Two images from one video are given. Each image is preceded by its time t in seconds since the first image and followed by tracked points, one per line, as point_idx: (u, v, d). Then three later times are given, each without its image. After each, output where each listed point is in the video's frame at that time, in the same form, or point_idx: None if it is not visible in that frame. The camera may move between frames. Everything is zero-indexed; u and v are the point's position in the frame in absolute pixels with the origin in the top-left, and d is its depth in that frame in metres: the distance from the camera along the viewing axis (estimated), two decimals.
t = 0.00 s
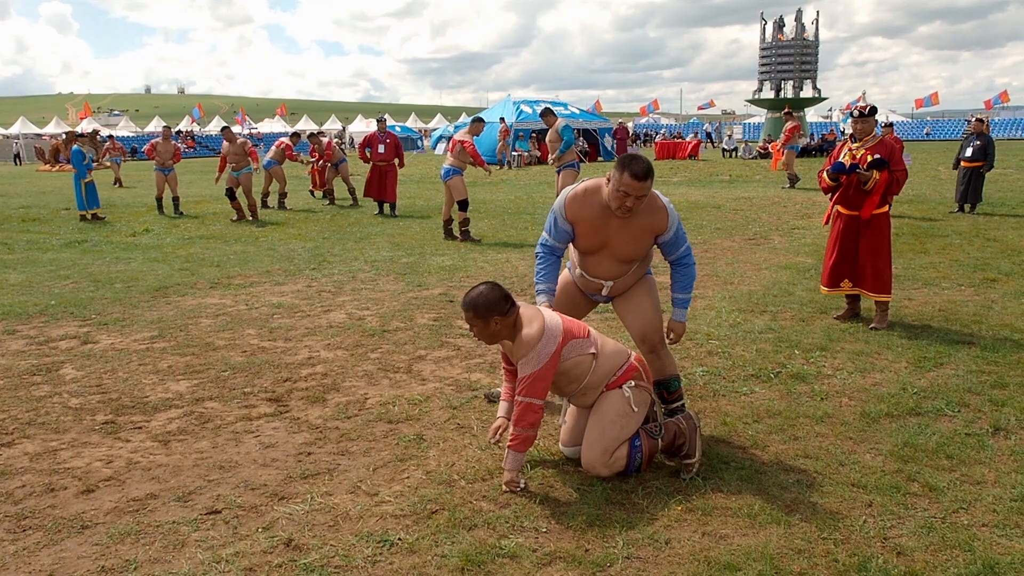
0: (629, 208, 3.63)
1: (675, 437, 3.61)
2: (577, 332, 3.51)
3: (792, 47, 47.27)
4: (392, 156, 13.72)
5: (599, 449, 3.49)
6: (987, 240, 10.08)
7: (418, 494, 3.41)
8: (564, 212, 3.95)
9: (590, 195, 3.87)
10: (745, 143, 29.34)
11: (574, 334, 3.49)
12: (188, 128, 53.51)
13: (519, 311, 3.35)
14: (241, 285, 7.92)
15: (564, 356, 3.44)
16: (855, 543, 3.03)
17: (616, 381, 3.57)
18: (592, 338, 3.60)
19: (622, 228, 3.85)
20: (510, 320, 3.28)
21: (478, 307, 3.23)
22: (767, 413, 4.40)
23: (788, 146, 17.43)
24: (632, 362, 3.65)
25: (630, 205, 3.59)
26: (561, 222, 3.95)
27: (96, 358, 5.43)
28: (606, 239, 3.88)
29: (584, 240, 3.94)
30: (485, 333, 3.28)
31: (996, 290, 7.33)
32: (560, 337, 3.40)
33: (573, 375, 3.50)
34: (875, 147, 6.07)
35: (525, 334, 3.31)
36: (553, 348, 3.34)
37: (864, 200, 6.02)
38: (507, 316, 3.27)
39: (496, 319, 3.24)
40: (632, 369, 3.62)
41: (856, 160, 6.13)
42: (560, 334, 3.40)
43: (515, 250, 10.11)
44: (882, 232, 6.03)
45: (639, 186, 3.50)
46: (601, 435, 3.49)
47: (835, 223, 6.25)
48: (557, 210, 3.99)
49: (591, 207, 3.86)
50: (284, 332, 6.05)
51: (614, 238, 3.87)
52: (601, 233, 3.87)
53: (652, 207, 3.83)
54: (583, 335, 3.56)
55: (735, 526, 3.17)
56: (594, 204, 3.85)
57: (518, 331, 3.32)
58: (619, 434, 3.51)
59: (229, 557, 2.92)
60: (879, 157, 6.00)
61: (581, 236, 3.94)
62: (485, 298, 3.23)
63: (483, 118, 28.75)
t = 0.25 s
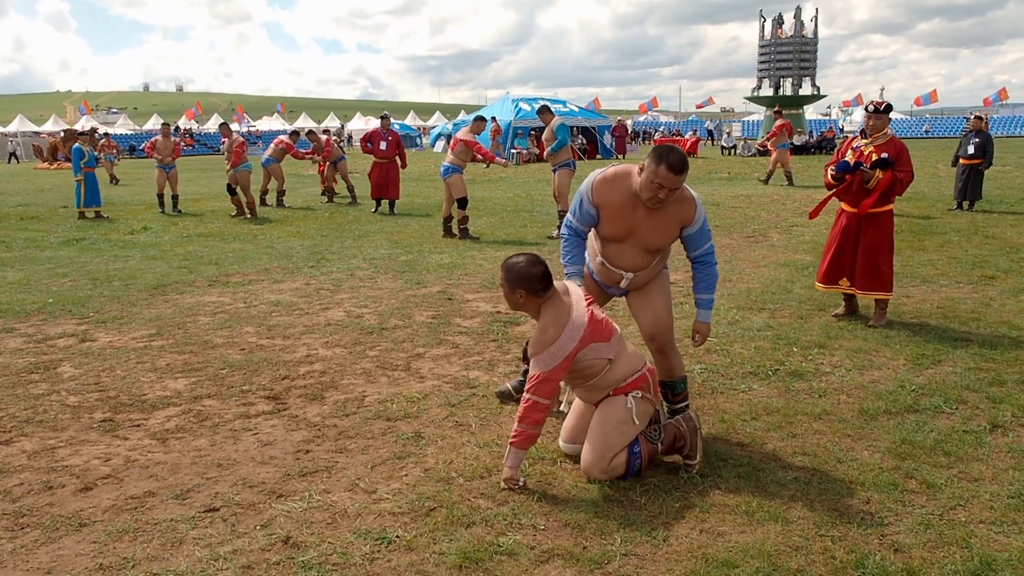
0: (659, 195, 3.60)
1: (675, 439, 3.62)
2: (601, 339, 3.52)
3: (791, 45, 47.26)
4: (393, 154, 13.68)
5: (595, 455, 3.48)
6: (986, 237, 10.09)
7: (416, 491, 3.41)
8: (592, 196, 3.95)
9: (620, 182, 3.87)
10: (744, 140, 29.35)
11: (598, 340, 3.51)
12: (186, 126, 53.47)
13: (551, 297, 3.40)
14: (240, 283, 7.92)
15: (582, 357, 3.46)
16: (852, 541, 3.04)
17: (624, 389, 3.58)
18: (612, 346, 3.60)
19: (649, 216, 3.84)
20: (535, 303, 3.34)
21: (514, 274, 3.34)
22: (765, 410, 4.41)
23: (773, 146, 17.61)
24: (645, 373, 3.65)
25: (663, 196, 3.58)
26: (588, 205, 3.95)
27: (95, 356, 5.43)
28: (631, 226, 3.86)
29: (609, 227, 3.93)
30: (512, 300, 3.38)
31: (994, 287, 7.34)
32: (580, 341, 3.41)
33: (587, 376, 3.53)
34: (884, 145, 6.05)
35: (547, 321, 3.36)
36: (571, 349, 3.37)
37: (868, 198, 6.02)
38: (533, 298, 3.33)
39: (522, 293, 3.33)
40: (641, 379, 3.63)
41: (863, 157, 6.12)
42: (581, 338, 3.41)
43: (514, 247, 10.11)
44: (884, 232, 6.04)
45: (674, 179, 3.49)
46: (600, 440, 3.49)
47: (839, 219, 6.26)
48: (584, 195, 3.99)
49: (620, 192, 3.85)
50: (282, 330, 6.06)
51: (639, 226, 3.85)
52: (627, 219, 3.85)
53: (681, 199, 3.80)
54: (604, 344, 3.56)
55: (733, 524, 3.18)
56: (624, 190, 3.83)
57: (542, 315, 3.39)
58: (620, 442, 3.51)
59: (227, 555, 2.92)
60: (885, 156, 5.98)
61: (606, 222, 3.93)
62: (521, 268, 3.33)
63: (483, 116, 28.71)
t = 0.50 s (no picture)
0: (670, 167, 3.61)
1: (675, 439, 3.61)
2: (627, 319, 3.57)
3: (789, 41, 47.24)
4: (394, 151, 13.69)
5: (594, 453, 3.48)
6: (984, 234, 10.11)
7: (414, 488, 3.42)
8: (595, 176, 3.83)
9: (623, 158, 3.80)
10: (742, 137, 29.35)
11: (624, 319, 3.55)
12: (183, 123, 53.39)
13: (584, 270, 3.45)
14: (237, 280, 7.92)
15: (608, 336, 3.49)
16: (849, 536, 3.05)
17: (627, 386, 3.57)
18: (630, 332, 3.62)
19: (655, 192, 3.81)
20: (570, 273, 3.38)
21: (548, 243, 3.39)
22: (762, 406, 4.42)
23: (757, 143, 17.78)
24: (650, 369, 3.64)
25: (670, 166, 3.60)
26: (592, 185, 3.83)
27: (92, 353, 5.43)
28: (640, 204, 3.79)
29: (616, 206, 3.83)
30: (544, 269, 3.41)
31: (992, 284, 7.36)
32: (613, 316, 3.45)
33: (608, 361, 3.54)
34: (891, 143, 6.03)
35: (580, 294, 3.39)
36: (606, 322, 3.41)
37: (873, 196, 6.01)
38: (570, 268, 3.37)
39: (556, 262, 3.37)
40: (643, 378, 3.60)
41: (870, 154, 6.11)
42: (613, 313, 3.45)
43: (512, 244, 10.11)
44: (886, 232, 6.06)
45: (679, 148, 3.51)
46: (600, 439, 3.49)
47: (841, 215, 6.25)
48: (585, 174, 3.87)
49: (626, 168, 3.78)
50: (280, 328, 6.05)
51: (647, 202, 3.80)
52: (636, 196, 3.79)
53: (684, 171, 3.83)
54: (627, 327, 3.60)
55: (730, 519, 3.19)
56: (627, 165, 3.78)
57: (574, 287, 3.42)
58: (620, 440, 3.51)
59: (225, 551, 2.92)
60: (891, 155, 5.98)
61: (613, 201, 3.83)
62: (558, 237, 3.38)
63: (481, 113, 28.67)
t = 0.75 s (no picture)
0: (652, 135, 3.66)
1: (672, 432, 3.60)
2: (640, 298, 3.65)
3: (786, 34, 47.18)
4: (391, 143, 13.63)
5: (595, 447, 3.50)
6: (978, 226, 10.13)
7: (409, 480, 3.42)
8: (581, 166, 3.81)
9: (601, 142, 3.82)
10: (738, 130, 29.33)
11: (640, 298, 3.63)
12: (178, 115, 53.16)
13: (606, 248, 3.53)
14: (232, 272, 7.90)
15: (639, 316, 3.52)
16: (843, 527, 3.06)
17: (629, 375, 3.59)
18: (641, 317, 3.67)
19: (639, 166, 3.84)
20: (600, 245, 3.43)
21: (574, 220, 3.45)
22: (757, 398, 4.43)
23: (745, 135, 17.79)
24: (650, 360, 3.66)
25: (653, 134, 3.68)
26: (581, 176, 3.80)
27: (86, 346, 5.41)
28: (629, 182, 3.80)
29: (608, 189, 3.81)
30: (571, 247, 3.44)
31: (986, 276, 7.38)
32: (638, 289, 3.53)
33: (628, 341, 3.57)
34: (890, 135, 6.01)
35: (609, 267, 3.45)
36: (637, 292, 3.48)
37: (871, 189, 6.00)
38: (601, 241, 3.43)
39: (585, 237, 3.43)
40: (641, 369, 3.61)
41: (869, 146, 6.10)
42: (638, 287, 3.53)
43: (507, 236, 10.11)
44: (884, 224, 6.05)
45: (659, 113, 3.61)
46: (597, 434, 3.50)
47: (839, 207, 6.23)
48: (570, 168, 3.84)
49: (611, 150, 3.79)
50: (275, 320, 6.05)
51: (636, 178, 3.81)
52: (625, 174, 3.79)
53: (661, 141, 3.89)
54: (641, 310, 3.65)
55: (724, 511, 3.20)
56: (609, 147, 3.80)
57: (602, 262, 3.47)
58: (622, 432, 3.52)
59: (219, 544, 2.93)
60: (891, 148, 5.95)
61: (604, 185, 3.80)
62: (584, 213, 3.45)
63: (477, 105, 28.60)
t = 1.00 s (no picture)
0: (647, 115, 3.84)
1: (667, 430, 3.58)
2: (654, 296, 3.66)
3: (780, 30, 47.21)
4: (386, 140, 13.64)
5: (588, 444, 3.51)
6: (972, 223, 10.17)
7: (404, 476, 3.42)
8: (583, 153, 3.91)
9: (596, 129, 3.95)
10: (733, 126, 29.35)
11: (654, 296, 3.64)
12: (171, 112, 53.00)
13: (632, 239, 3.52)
14: (227, 269, 7.88)
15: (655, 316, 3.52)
16: (837, 523, 3.08)
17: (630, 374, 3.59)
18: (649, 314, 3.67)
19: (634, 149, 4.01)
20: (630, 239, 3.42)
21: (609, 208, 3.43)
22: (752, 394, 4.45)
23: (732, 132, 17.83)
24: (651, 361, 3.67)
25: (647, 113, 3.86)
26: (586, 164, 3.90)
27: (80, 343, 5.40)
28: (629, 164, 3.95)
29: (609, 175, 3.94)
30: (602, 235, 3.41)
31: (979, 272, 7.41)
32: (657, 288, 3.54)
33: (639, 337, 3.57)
34: (884, 132, 6.03)
35: (636, 261, 3.44)
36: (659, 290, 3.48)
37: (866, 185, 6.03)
38: (631, 234, 3.42)
39: (618, 227, 3.40)
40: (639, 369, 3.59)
41: (863, 143, 6.11)
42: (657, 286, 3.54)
43: (503, 233, 10.10)
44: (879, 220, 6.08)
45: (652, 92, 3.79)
46: (591, 433, 3.51)
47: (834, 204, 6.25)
48: (571, 157, 3.93)
49: (609, 134, 3.92)
50: (270, 317, 6.04)
51: (634, 160, 3.97)
52: (625, 157, 3.93)
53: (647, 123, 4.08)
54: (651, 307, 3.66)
55: (718, 507, 3.21)
56: (607, 132, 3.93)
57: (630, 254, 3.45)
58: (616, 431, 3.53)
59: (214, 541, 2.93)
60: (886, 144, 5.97)
61: (609, 170, 3.93)
62: (618, 203, 3.43)
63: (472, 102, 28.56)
